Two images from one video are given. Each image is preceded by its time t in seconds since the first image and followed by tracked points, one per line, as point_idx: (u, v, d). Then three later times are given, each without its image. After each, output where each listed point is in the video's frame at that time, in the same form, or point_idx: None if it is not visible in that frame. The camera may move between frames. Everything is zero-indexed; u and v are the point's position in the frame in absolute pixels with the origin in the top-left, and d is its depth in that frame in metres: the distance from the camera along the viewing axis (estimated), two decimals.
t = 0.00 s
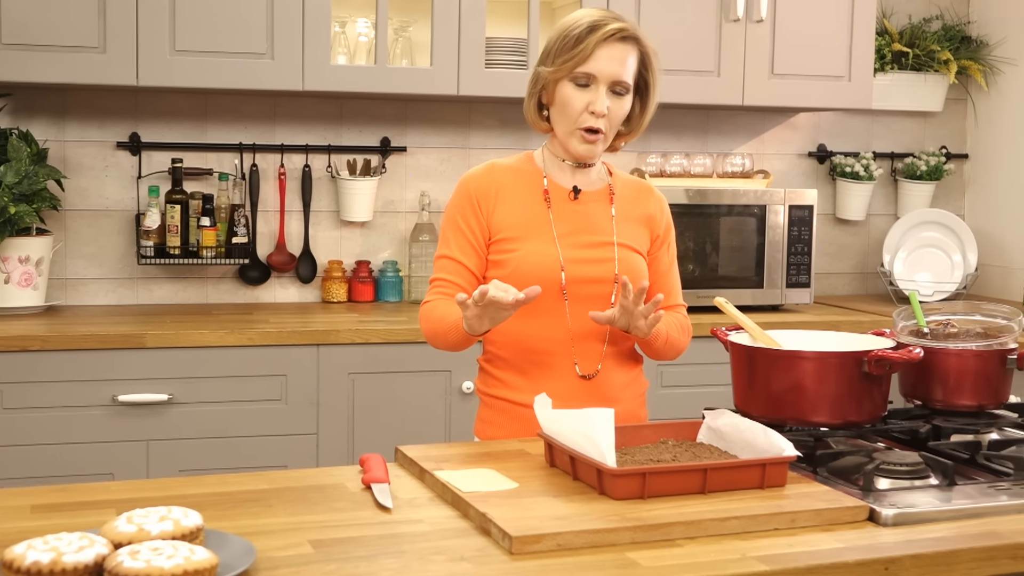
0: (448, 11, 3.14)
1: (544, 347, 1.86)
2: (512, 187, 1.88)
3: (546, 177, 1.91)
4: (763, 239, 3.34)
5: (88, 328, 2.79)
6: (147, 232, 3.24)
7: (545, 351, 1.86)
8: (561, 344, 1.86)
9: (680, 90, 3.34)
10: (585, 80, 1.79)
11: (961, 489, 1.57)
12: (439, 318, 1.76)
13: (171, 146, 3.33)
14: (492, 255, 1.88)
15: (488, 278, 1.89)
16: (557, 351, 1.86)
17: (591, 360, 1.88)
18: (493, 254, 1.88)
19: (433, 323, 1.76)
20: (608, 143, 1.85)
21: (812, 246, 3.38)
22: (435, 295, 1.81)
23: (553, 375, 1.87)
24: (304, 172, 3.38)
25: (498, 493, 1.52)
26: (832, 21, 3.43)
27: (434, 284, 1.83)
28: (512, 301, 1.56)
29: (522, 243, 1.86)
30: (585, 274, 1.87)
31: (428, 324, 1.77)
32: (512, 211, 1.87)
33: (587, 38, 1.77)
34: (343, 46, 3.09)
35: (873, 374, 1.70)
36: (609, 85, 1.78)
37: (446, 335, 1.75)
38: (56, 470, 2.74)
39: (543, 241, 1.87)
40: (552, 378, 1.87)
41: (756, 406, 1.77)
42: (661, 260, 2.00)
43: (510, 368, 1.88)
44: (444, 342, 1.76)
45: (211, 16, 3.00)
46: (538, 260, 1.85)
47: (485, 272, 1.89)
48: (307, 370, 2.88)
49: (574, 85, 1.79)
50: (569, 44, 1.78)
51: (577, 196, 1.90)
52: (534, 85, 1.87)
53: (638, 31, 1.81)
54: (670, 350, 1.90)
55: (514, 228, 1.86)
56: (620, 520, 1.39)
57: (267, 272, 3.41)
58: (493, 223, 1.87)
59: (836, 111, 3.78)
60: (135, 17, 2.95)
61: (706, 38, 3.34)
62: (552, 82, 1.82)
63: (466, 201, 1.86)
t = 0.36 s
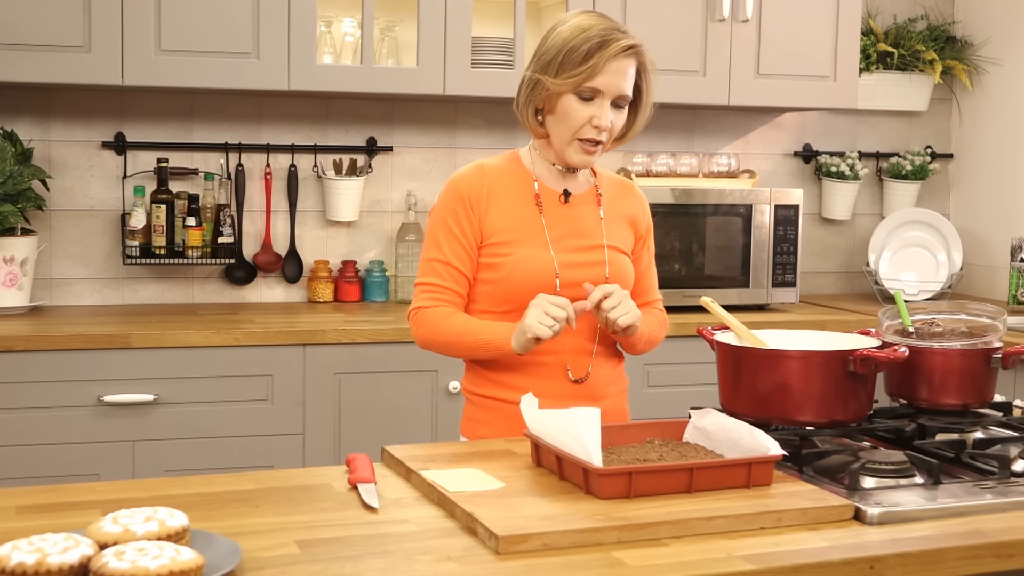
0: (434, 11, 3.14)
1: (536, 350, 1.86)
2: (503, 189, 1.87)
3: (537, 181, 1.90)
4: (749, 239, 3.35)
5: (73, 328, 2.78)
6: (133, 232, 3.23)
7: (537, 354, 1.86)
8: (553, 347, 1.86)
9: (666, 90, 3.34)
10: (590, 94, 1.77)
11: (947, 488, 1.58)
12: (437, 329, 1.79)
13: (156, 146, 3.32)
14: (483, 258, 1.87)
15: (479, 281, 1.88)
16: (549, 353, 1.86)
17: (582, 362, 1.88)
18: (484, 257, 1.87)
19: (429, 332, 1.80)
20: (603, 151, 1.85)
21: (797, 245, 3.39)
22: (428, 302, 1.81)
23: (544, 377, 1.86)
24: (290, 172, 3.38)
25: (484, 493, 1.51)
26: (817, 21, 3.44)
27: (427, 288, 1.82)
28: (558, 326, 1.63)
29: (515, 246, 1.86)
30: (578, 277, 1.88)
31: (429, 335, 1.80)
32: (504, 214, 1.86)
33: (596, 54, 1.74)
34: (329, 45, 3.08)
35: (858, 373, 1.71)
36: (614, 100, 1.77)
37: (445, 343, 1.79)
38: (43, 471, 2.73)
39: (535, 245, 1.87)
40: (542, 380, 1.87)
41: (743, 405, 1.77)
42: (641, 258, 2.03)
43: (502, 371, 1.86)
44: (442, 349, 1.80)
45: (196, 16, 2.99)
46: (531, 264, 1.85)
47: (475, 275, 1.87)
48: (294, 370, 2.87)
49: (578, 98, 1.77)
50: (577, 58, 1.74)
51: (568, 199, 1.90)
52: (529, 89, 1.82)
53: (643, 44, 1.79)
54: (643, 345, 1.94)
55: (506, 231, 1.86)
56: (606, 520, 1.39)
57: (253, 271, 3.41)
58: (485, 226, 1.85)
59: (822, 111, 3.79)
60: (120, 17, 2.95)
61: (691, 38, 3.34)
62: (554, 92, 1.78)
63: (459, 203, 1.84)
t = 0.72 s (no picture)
0: (422, 11, 3.14)
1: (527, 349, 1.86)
2: (496, 187, 1.87)
3: (531, 180, 1.90)
4: (737, 238, 3.35)
5: (61, 329, 2.77)
6: (121, 231, 3.23)
7: (528, 352, 1.86)
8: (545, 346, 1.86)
9: (654, 90, 3.34)
10: (582, 93, 1.77)
11: (934, 487, 1.58)
12: (430, 327, 1.79)
13: (144, 146, 3.31)
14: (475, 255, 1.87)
15: (470, 278, 1.87)
16: (540, 352, 1.86)
17: (572, 362, 1.88)
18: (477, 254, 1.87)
19: (421, 330, 1.79)
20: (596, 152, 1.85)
21: (785, 245, 3.40)
22: (421, 300, 1.81)
23: (535, 376, 1.86)
24: (278, 172, 3.38)
25: (472, 492, 1.51)
26: (804, 22, 3.45)
27: (419, 285, 1.82)
28: (556, 325, 1.64)
29: (507, 245, 1.86)
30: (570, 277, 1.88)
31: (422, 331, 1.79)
32: (498, 212, 1.86)
33: (588, 54, 1.74)
34: (317, 45, 3.08)
35: (846, 373, 1.71)
36: (606, 100, 1.77)
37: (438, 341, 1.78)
38: (31, 471, 2.73)
39: (527, 244, 1.87)
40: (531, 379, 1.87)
41: (731, 405, 1.78)
42: (631, 258, 2.04)
43: (491, 369, 1.86)
44: (434, 347, 1.80)
45: (183, 16, 2.99)
46: (523, 262, 1.85)
47: (467, 272, 1.87)
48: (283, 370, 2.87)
49: (570, 97, 1.77)
50: (569, 57, 1.75)
51: (561, 198, 1.90)
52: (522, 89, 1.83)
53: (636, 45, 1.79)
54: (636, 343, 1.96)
55: (498, 229, 1.86)
56: (594, 520, 1.39)
57: (241, 271, 3.40)
58: (478, 224, 1.85)
59: (809, 111, 3.79)
60: (107, 17, 2.94)
61: (679, 38, 3.35)
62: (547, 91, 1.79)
63: (452, 200, 1.84)
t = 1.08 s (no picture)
0: (412, 11, 3.14)
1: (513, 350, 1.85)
2: (483, 186, 1.87)
3: (518, 179, 1.90)
4: (727, 238, 3.36)
5: (49, 329, 2.77)
6: (109, 231, 3.22)
7: (514, 352, 1.85)
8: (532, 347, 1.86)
9: (644, 90, 3.34)
10: (564, 92, 1.77)
11: (923, 486, 1.58)
12: (421, 322, 1.77)
13: (133, 146, 3.31)
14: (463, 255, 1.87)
15: (458, 278, 1.87)
16: (527, 352, 1.86)
17: (560, 362, 1.88)
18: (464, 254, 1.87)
19: (412, 327, 1.78)
20: (581, 150, 1.85)
21: (774, 245, 3.40)
22: (411, 297, 1.80)
23: (521, 376, 1.86)
24: (268, 172, 3.38)
25: (461, 492, 1.51)
26: (793, 22, 3.45)
27: (407, 283, 1.81)
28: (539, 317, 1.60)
29: (494, 244, 1.86)
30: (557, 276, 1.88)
31: (411, 328, 1.78)
32: (484, 212, 1.86)
33: (569, 52, 1.74)
34: (306, 45, 3.08)
35: (835, 372, 1.71)
36: (588, 98, 1.77)
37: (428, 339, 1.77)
38: (21, 472, 2.72)
39: (514, 244, 1.87)
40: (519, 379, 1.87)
41: (720, 404, 1.78)
42: (622, 257, 2.03)
43: (478, 367, 1.87)
44: (427, 343, 1.78)
45: (172, 15, 2.98)
46: (509, 262, 1.85)
47: (455, 272, 1.87)
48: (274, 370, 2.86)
49: (552, 96, 1.77)
50: (550, 56, 1.75)
51: (548, 198, 1.90)
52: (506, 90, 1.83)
53: (618, 41, 1.79)
54: (630, 344, 1.98)
55: (485, 229, 1.86)
56: (583, 519, 1.39)
57: (230, 271, 3.40)
58: (464, 224, 1.85)
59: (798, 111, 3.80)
60: (95, 17, 2.93)
61: (668, 38, 3.35)
62: (529, 90, 1.79)
63: (439, 200, 1.84)
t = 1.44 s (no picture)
0: (402, 11, 3.14)
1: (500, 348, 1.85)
2: (474, 181, 1.88)
3: (507, 177, 1.90)
4: (717, 238, 3.36)
5: (39, 330, 2.76)
6: (99, 232, 3.21)
7: (499, 350, 1.85)
8: (519, 344, 1.86)
9: (634, 90, 3.35)
10: (539, 84, 1.77)
11: (912, 485, 1.58)
12: (415, 299, 1.73)
13: (123, 146, 3.30)
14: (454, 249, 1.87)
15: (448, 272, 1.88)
16: (513, 349, 1.86)
17: (547, 360, 1.88)
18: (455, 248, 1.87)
19: (414, 306, 1.74)
20: (566, 145, 1.83)
21: (764, 245, 3.41)
22: (411, 278, 1.77)
23: (508, 373, 1.86)
24: (258, 172, 3.37)
25: (452, 492, 1.51)
26: (783, 22, 3.46)
27: (410, 267, 1.80)
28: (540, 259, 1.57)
29: (483, 239, 1.86)
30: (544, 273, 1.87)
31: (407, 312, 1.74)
32: (474, 206, 1.87)
33: (540, 43, 1.75)
34: (296, 45, 3.07)
35: (825, 372, 1.72)
36: (564, 88, 1.76)
37: (426, 321, 1.73)
38: (12, 472, 2.71)
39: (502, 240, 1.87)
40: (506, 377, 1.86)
41: (710, 404, 1.77)
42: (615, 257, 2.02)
43: (465, 363, 1.87)
44: (422, 326, 1.74)
45: (162, 15, 2.98)
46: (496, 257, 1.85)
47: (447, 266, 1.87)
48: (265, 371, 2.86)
49: (528, 90, 1.77)
50: (522, 49, 1.76)
51: (535, 196, 1.90)
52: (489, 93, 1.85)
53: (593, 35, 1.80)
54: (628, 342, 1.91)
55: (474, 225, 1.86)
56: (574, 519, 1.38)
57: (221, 271, 3.40)
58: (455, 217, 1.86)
59: (788, 111, 3.80)
60: (85, 17, 2.93)
61: (659, 38, 3.35)
62: (508, 88, 1.80)
63: (432, 191, 1.84)
